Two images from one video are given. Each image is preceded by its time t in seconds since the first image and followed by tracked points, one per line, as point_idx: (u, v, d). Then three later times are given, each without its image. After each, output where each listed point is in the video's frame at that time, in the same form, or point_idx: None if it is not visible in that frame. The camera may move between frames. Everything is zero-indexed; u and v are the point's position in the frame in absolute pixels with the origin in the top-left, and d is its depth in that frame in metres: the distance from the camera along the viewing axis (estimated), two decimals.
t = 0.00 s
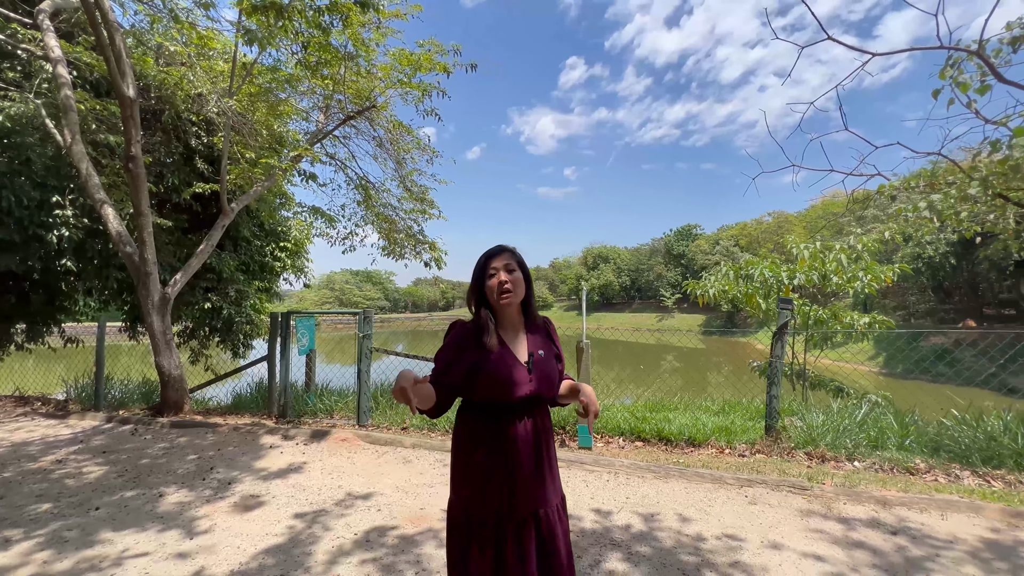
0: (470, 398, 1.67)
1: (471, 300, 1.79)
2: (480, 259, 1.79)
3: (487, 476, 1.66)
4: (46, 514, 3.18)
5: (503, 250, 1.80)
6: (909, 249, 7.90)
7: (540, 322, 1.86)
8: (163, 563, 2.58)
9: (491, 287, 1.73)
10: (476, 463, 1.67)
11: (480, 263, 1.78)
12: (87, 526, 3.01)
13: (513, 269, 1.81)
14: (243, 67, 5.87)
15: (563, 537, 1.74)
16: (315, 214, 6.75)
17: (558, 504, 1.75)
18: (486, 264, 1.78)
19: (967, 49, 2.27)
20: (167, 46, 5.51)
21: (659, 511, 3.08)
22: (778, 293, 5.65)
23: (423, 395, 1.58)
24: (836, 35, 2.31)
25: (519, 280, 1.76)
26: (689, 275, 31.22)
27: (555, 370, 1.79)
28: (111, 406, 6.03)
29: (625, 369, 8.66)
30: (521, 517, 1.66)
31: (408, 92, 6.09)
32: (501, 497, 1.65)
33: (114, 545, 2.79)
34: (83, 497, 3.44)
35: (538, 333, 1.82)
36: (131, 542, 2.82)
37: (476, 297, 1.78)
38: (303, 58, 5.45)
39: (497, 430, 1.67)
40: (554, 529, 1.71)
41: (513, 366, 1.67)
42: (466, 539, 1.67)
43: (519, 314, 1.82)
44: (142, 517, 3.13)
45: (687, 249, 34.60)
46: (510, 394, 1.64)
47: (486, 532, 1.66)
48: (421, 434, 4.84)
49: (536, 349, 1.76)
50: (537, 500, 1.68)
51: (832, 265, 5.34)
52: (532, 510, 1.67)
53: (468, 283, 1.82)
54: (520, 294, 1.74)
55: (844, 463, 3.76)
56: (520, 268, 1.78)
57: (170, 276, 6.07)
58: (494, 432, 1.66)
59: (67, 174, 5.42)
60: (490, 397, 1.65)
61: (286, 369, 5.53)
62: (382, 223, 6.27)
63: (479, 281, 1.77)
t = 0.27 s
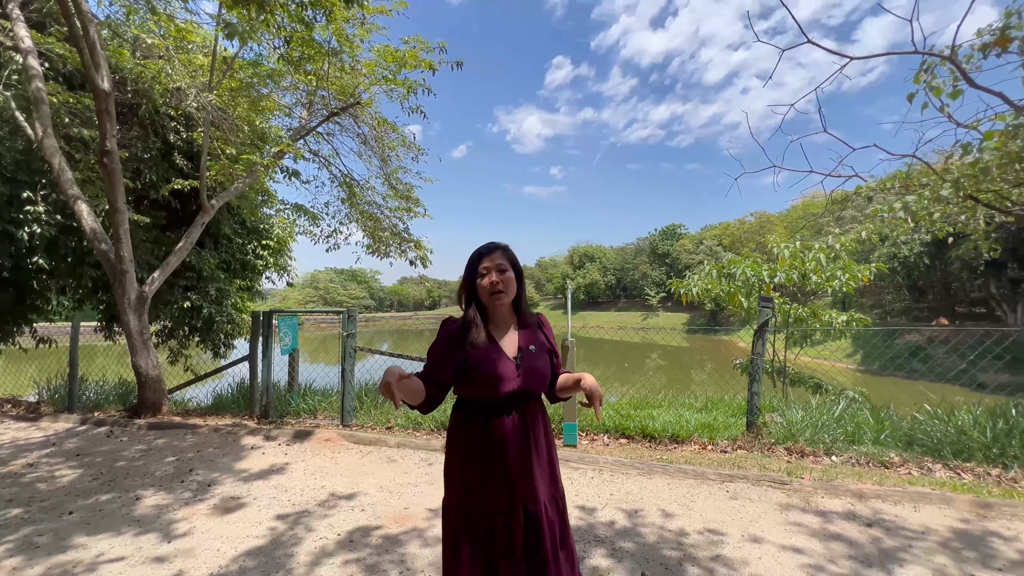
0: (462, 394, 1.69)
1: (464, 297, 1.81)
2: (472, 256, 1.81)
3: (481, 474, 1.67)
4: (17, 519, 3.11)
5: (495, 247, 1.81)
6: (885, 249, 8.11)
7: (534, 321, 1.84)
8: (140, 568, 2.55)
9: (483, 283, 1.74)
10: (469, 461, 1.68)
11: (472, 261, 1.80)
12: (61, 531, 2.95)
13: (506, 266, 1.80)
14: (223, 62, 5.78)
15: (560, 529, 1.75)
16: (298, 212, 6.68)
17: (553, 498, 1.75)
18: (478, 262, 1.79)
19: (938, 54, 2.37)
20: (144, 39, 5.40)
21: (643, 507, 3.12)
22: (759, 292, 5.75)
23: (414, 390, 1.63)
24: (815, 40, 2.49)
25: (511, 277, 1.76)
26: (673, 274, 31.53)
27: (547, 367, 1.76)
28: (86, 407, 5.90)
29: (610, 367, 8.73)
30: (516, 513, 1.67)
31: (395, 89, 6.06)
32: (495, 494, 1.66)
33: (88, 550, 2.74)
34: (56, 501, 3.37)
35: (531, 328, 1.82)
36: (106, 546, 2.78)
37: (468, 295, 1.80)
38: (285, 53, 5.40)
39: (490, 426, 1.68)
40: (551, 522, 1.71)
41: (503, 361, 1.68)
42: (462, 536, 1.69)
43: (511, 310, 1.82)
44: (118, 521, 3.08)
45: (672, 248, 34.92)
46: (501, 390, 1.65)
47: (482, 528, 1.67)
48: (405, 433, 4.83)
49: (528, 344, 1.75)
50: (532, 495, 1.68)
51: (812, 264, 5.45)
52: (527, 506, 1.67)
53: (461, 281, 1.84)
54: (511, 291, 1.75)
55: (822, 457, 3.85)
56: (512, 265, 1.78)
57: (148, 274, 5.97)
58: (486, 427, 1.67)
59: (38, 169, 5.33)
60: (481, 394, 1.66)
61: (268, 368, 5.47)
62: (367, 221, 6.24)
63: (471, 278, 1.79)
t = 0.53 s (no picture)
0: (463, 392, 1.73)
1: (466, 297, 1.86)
2: (473, 256, 1.84)
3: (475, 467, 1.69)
4: None
5: (497, 246, 1.83)
6: (860, 248, 8.31)
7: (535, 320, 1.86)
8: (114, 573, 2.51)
9: (484, 283, 1.78)
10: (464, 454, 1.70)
11: (474, 261, 1.83)
12: (30, 537, 2.89)
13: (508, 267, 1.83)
14: (200, 55, 5.69)
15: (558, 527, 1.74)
16: (279, 209, 6.60)
17: (551, 495, 1.73)
18: (480, 260, 1.82)
19: (911, 60, 2.45)
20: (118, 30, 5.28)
21: (625, 503, 3.16)
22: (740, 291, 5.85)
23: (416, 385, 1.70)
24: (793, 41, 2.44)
25: (512, 274, 1.79)
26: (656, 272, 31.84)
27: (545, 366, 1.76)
28: (56, 410, 5.75)
29: (594, 365, 8.79)
30: (511, 507, 1.67)
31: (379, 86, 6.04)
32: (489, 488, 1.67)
33: (58, 557, 2.68)
34: (25, 507, 3.29)
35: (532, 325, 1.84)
36: (78, 552, 2.72)
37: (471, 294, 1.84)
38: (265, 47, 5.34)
39: (486, 420, 1.70)
40: (547, 520, 1.70)
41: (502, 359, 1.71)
42: (457, 529, 1.71)
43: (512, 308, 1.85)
44: (90, 527, 3.02)
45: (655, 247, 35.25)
46: (500, 387, 1.68)
47: (476, 521, 1.68)
48: (388, 433, 4.81)
49: (528, 341, 1.77)
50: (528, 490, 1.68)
51: (790, 263, 5.56)
52: (522, 501, 1.67)
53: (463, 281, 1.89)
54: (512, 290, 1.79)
55: (800, 452, 3.94)
56: (514, 263, 1.80)
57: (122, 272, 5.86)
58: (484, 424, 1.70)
59: (7, 163, 5.29)
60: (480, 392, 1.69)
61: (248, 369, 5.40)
62: (350, 219, 6.19)
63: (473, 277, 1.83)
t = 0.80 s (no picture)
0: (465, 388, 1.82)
1: (470, 293, 1.92)
2: (476, 252, 1.88)
3: (473, 465, 1.74)
4: None
5: (500, 243, 1.87)
6: (834, 248, 8.50)
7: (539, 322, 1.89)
8: None
9: (486, 281, 1.83)
10: (463, 452, 1.75)
11: (477, 258, 1.88)
12: None
13: (512, 266, 1.85)
14: (175, 47, 5.56)
15: (556, 529, 1.77)
16: (257, 206, 6.49)
17: (549, 496, 1.77)
18: (483, 257, 1.86)
19: (884, 66, 2.53)
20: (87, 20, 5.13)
21: (607, 501, 3.19)
22: (719, 289, 5.94)
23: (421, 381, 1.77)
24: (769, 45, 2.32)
25: (514, 274, 1.83)
26: (639, 271, 32.13)
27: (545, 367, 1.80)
28: (21, 414, 5.56)
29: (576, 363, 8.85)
30: (508, 506, 1.71)
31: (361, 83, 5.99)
32: (486, 486, 1.72)
33: (22, 566, 2.61)
34: None
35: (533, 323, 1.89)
36: (44, 561, 2.65)
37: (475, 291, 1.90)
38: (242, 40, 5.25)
39: (486, 419, 1.76)
40: (543, 520, 1.74)
41: (501, 358, 1.78)
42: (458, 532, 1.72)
43: (514, 306, 1.90)
44: (57, 534, 2.95)
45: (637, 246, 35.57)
46: (499, 386, 1.75)
47: (473, 521, 1.71)
48: (370, 433, 4.78)
49: (528, 340, 1.83)
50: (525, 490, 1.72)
51: (767, 262, 5.66)
52: (520, 500, 1.72)
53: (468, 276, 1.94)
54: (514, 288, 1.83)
55: (777, 447, 4.02)
56: (516, 262, 1.84)
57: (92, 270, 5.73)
58: (483, 422, 1.76)
59: None
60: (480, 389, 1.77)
61: (225, 370, 5.31)
62: (330, 217, 6.13)
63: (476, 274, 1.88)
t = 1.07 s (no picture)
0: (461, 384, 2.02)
1: (473, 296, 2.12)
2: (477, 256, 2.07)
3: (462, 466, 1.95)
4: None
5: (499, 247, 2.04)
6: (810, 248, 8.72)
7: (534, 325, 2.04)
8: None
9: (484, 283, 2.01)
10: (454, 453, 1.97)
11: (478, 262, 2.06)
12: None
13: (509, 270, 2.03)
14: (145, 38, 5.40)
15: (538, 533, 1.91)
16: (233, 204, 6.36)
17: (532, 502, 1.91)
18: (482, 260, 2.04)
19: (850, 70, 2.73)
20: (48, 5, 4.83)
21: (589, 500, 3.22)
22: (698, 289, 6.03)
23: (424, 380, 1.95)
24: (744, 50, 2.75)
25: (509, 277, 1.99)
26: (620, 270, 32.38)
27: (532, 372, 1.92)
28: None
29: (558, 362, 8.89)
30: (492, 505, 1.90)
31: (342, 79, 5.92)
32: (472, 485, 1.92)
33: None
34: None
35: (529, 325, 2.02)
36: (5, 573, 2.57)
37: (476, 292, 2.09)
38: (217, 32, 5.13)
39: (475, 423, 1.95)
40: (526, 522, 1.90)
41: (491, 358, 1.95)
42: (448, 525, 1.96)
43: (512, 308, 2.05)
44: (20, 545, 2.85)
45: (619, 245, 35.83)
46: (487, 387, 1.92)
47: (462, 515, 1.93)
48: (350, 435, 4.74)
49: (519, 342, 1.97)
50: (508, 493, 1.89)
51: (745, 262, 5.76)
52: (503, 502, 1.89)
53: (472, 279, 2.13)
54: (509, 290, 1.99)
55: (754, 444, 4.11)
56: (511, 266, 2.00)
57: (59, 268, 5.58)
58: (473, 421, 1.96)
59: None
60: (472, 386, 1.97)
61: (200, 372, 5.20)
62: (309, 214, 6.04)
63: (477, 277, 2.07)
